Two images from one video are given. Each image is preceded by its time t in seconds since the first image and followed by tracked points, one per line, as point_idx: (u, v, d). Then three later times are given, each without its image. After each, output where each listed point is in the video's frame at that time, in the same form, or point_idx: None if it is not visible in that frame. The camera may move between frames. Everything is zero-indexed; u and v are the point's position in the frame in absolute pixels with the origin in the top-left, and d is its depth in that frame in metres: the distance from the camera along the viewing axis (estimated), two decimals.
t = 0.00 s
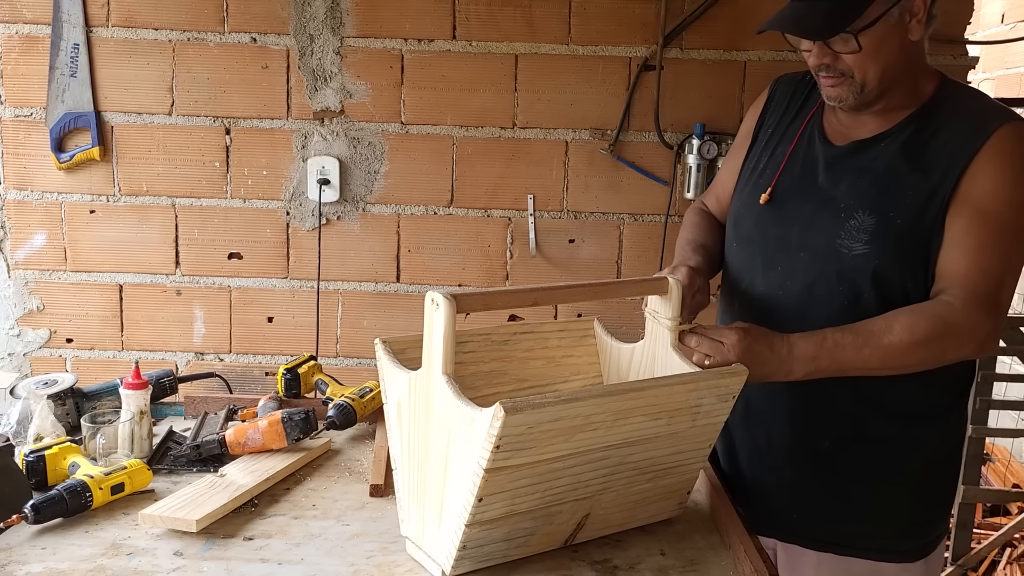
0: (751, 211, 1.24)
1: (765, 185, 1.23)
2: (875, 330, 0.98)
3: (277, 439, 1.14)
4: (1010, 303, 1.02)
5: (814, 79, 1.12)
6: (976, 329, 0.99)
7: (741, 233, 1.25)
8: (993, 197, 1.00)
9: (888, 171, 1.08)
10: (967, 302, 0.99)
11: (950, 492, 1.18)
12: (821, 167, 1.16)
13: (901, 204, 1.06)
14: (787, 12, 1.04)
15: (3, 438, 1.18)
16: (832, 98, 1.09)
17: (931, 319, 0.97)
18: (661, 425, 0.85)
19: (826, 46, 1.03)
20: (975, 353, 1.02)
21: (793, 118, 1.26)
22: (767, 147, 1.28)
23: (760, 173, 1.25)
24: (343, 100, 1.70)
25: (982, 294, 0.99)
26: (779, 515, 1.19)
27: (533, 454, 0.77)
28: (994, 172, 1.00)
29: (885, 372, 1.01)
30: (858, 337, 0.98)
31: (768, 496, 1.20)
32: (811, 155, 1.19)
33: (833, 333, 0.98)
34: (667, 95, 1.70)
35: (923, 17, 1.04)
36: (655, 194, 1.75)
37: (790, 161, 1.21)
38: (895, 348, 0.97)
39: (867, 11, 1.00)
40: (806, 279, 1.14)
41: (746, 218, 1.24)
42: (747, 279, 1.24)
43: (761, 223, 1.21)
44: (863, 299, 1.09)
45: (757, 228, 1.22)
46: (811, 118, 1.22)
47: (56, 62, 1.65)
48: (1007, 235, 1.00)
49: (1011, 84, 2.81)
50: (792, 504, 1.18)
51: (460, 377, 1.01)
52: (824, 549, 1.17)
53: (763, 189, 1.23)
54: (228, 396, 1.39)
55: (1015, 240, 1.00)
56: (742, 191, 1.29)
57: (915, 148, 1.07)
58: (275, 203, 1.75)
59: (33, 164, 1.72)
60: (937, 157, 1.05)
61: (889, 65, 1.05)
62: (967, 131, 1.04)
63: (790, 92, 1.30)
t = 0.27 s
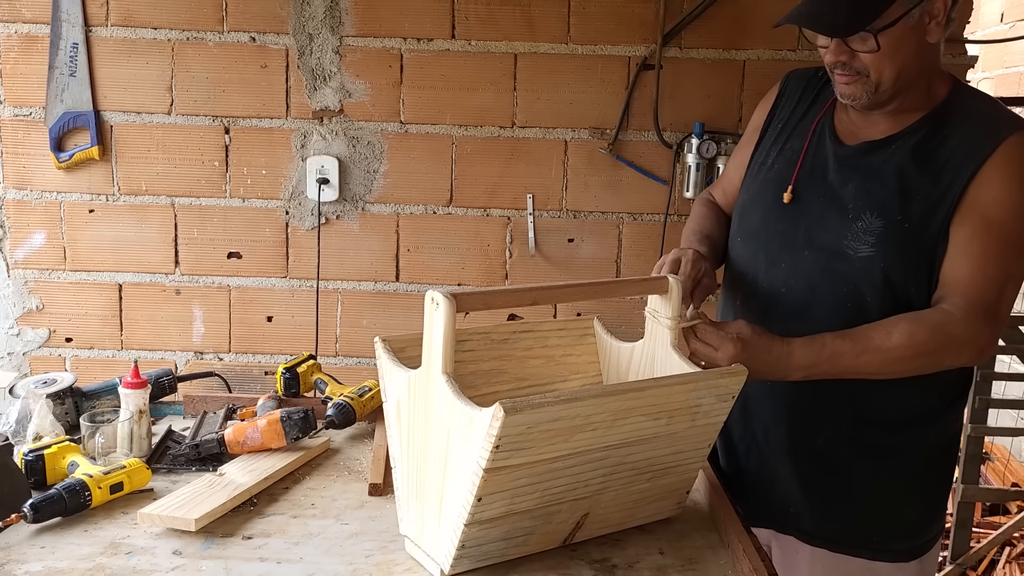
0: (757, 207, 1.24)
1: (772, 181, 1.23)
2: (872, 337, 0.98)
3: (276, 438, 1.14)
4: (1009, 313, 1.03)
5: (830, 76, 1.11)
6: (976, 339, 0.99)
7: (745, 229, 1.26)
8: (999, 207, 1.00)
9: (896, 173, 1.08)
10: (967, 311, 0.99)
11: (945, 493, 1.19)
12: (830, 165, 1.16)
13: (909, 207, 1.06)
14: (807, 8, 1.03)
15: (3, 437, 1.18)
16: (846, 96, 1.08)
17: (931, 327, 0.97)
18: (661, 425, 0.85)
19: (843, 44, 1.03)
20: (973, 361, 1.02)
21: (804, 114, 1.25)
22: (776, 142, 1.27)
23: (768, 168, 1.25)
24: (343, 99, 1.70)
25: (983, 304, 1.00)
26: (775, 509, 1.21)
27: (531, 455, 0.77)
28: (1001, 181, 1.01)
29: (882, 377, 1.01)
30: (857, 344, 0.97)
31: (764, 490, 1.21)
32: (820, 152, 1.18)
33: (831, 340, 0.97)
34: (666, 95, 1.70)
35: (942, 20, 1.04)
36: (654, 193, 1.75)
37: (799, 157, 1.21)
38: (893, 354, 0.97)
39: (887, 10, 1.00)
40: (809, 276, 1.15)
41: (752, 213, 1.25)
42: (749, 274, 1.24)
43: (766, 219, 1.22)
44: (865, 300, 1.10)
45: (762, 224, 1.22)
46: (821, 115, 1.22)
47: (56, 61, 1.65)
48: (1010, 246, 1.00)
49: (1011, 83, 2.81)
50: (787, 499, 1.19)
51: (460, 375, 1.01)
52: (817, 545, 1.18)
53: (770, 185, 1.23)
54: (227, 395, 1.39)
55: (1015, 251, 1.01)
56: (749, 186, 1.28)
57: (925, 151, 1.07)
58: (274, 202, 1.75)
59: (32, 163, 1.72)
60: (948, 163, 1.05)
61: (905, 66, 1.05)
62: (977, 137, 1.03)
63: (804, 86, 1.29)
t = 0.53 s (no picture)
0: (760, 204, 1.24)
1: (775, 179, 1.23)
2: (872, 329, 0.98)
3: (277, 438, 1.14)
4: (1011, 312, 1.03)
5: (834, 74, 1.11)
6: (978, 337, 0.99)
7: (748, 226, 1.26)
8: (1002, 206, 1.00)
9: (897, 170, 1.08)
10: (969, 308, 0.98)
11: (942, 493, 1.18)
12: (832, 162, 1.16)
13: (909, 205, 1.06)
14: (812, 4, 1.03)
15: (4, 437, 1.18)
16: (850, 93, 1.09)
17: (934, 322, 0.97)
18: (659, 423, 0.85)
19: (847, 41, 1.03)
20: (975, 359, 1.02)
21: (809, 113, 1.26)
22: (781, 141, 1.28)
23: (771, 166, 1.25)
24: (343, 99, 1.71)
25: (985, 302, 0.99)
26: (772, 505, 1.21)
27: (530, 453, 0.77)
28: (1003, 181, 1.00)
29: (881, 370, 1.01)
30: (855, 339, 0.97)
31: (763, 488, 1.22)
32: (823, 150, 1.19)
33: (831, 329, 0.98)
34: (667, 94, 1.70)
35: (946, 19, 1.04)
36: (655, 192, 1.75)
37: (802, 155, 1.21)
38: (890, 347, 0.97)
39: (891, 9, 1.00)
40: (808, 273, 1.15)
41: (754, 210, 1.25)
42: (750, 271, 1.25)
43: (768, 216, 1.22)
44: (864, 297, 1.10)
45: (764, 220, 1.22)
46: (826, 114, 1.22)
47: (56, 61, 1.65)
48: (1012, 244, 1.00)
49: (1011, 82, 2.81)
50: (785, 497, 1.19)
51: (459, 375, 1.01)
52: (813, 544, 1.18)
53: (773, 183, 1.23)
54: (227, 394, 1.39)
55: (1017, 249, 1.00)
56: (753, 184, 1.29)
57: (927, 149, 1.07)
58: (274, 202, 1.75)
59: (33, 163, 1.72)
60: (948, 161, 1.05)
61: (908, 65, 1.05)
62: (979, 136, 1.03)
63: (811, 86, 1.29)
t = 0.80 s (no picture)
0: (760, 205, 1.24)
1: (774, 180, 1.23)
2: (885, 316, 0.98)
3: (278, 438, 1.15)
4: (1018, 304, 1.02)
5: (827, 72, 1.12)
6: (984, 328, 0.98)
7: (749, 227, 1.26)
8: (1004, 196, 0.99)
9: (895, 168, 1.08)
10: (974, 298, 0.98)
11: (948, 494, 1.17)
12: (829, 162, 1.16)
13: (909, 201, 1.06)
14: (804, 1, 1.03)
15: (5, 437, 1.19)
16: (843, 91, 1.09)
17: (941, 312, 0.97)
18: (661, 423, 0.85)
19: (839, 38, 1.03)
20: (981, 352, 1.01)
21: (805, 114, 1.26)
22: (778, 143, 1.28)
23: (770, 168, 1.26)
24: (343, 99, 1.71)
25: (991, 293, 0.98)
26: (776, 507, 1.21)
27: (530, 453, 0.77)
28: (1003, 173, 1.00)
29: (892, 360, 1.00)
30: (866, 325, 0.97)
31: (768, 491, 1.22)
32: (820, 150, 1.19)
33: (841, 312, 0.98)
34: (667, 94, 1.70)
35: (938, 15, 1.03)
36: (655, 192, 1.75)
37: (800, 156, 1.21)
38: (901, 333, 0.97)
39: (882, 4, 1.00)
40: (811, 273, 1.15)
41: (754, 211, 1.25)
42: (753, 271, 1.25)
43: (768, 216, 1.22)
44: (866, 295, 1.10)
45: (765, 221, 1.23)
46: (822, 114, 1.22)
47: (57, 61, 1.66)
48: (1015, 235, 0.99)
49: (1011, 81, 2.81)
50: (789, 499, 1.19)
51: (459, 375, 1.02)
52: (820, 546, 1.18)
53: (772, 184, 1.24)
54: (228, 395, 1.39)
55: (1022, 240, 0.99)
56: (752, 186, 1.29)
57: (924, 146, 1.07)
58: (275, 202, 1.76)
59: (34, 163, 1.72)
60: (946, 156, 1.05)
61: (901, 61, 1.05)
62: (977, 130, 1.03)
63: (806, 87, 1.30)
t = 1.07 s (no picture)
0: (754, 208, 1.23)
1: (766, 183, 1.23)
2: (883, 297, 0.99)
3: (278, 436, 1.14)
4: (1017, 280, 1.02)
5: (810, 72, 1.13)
6: (983, 301, 0.98)
7: (744, 231, 1.25)
8: (997, 176, 1.01)
9: (889, 162, 1.08)
10: (974, 275, 0.98)
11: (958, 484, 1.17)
12: (821, 162, 1.16)
13: (904, 195, 1.06)
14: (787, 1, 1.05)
15: (4, 436, 1.18)
16: (829, 88, 1.10)
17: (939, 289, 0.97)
18: (661, 420, 0.85)
19: (821, 35, 1.05)
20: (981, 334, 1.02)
21: (789, 116, 1.26)
22: (764, 146, 1.27)
23: (760, 171, 1.25)
24: (343, 97, 1.70)
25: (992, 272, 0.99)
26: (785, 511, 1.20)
27: (530, 450, 0.77)
28: (993, 156, 1.01)
29: (896, 340, 1.00)
30: (865, 305, 0.98)
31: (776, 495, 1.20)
32: (809, 150, 1.19)
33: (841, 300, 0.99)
34: (666, 92, 1.70)
35: (917, 9, 1.05)
36: (655, 190, 1.75)
37: (790, 157, 1.21)
38: (901, 307, 0.97)
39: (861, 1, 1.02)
40: (811, 273, 1.14)
41: (749, 215, 1.24)
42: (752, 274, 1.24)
43: (763, 219, 1.21)
44: (868, 291, 1.09)
45: (760, 225, 1.22)
46: (807, 115, 1.22)
47: (56, 60, 1.65)
48: (1009, 214, 1.00)
49: (1012, 80, 2.81)
50: (797, 501, 1.18)
51: (459, 374, 1.01)
52: (831, 544, 1.18)
53: (764, 187, 1.23)
54: (228, 393, 1.39)
55: (1015, 217, 1.01)
56: (742, 190, 1.28)
57: (914, 139, 1.07)
58: (275, 201, 1.75)
59: (33, 162, 1.72)
60: (936, 146, 1.05)
61: (884, 56, 1.06)
62: (966, 118, 1.04)
63: (784, 90, 1.30)
